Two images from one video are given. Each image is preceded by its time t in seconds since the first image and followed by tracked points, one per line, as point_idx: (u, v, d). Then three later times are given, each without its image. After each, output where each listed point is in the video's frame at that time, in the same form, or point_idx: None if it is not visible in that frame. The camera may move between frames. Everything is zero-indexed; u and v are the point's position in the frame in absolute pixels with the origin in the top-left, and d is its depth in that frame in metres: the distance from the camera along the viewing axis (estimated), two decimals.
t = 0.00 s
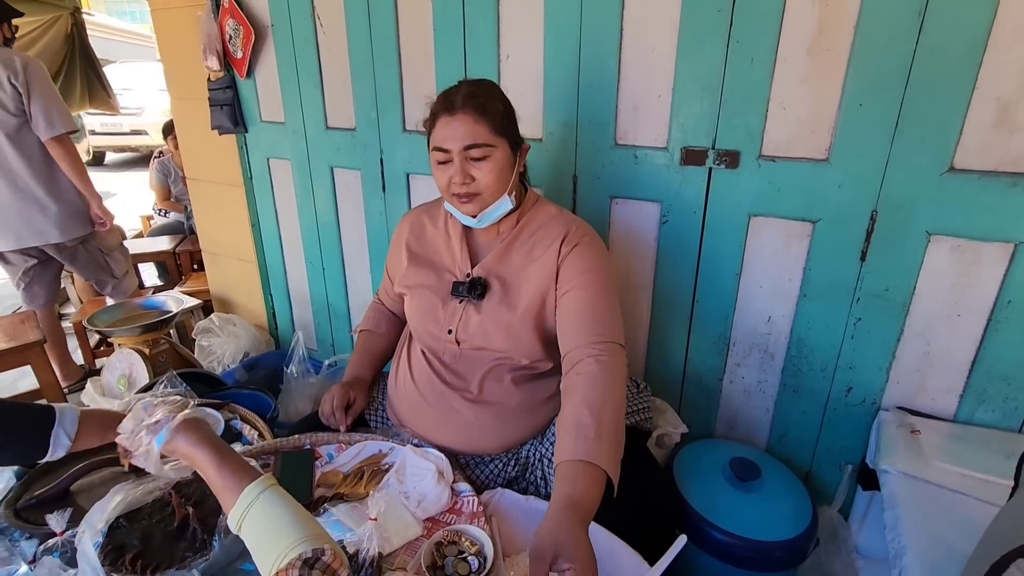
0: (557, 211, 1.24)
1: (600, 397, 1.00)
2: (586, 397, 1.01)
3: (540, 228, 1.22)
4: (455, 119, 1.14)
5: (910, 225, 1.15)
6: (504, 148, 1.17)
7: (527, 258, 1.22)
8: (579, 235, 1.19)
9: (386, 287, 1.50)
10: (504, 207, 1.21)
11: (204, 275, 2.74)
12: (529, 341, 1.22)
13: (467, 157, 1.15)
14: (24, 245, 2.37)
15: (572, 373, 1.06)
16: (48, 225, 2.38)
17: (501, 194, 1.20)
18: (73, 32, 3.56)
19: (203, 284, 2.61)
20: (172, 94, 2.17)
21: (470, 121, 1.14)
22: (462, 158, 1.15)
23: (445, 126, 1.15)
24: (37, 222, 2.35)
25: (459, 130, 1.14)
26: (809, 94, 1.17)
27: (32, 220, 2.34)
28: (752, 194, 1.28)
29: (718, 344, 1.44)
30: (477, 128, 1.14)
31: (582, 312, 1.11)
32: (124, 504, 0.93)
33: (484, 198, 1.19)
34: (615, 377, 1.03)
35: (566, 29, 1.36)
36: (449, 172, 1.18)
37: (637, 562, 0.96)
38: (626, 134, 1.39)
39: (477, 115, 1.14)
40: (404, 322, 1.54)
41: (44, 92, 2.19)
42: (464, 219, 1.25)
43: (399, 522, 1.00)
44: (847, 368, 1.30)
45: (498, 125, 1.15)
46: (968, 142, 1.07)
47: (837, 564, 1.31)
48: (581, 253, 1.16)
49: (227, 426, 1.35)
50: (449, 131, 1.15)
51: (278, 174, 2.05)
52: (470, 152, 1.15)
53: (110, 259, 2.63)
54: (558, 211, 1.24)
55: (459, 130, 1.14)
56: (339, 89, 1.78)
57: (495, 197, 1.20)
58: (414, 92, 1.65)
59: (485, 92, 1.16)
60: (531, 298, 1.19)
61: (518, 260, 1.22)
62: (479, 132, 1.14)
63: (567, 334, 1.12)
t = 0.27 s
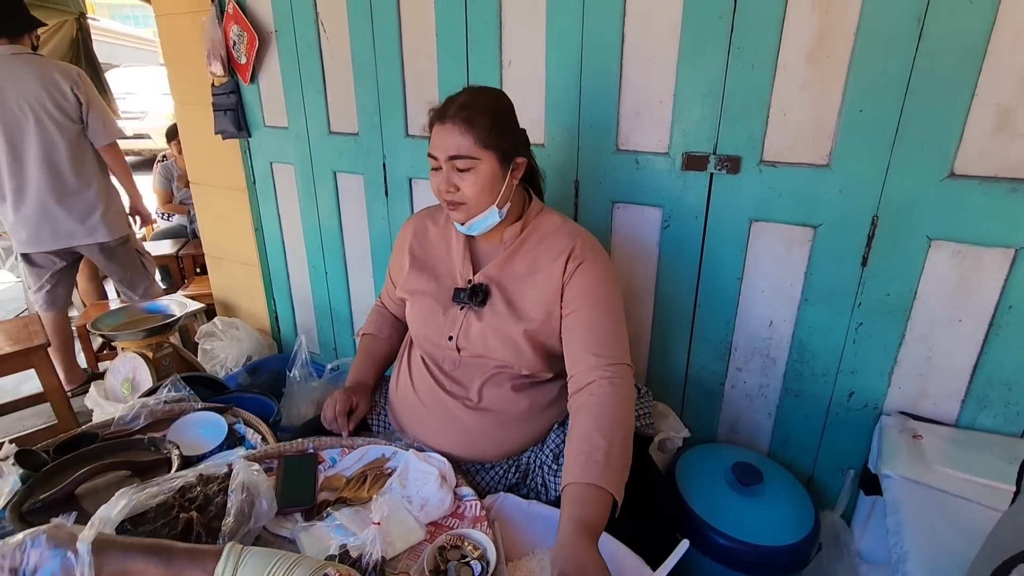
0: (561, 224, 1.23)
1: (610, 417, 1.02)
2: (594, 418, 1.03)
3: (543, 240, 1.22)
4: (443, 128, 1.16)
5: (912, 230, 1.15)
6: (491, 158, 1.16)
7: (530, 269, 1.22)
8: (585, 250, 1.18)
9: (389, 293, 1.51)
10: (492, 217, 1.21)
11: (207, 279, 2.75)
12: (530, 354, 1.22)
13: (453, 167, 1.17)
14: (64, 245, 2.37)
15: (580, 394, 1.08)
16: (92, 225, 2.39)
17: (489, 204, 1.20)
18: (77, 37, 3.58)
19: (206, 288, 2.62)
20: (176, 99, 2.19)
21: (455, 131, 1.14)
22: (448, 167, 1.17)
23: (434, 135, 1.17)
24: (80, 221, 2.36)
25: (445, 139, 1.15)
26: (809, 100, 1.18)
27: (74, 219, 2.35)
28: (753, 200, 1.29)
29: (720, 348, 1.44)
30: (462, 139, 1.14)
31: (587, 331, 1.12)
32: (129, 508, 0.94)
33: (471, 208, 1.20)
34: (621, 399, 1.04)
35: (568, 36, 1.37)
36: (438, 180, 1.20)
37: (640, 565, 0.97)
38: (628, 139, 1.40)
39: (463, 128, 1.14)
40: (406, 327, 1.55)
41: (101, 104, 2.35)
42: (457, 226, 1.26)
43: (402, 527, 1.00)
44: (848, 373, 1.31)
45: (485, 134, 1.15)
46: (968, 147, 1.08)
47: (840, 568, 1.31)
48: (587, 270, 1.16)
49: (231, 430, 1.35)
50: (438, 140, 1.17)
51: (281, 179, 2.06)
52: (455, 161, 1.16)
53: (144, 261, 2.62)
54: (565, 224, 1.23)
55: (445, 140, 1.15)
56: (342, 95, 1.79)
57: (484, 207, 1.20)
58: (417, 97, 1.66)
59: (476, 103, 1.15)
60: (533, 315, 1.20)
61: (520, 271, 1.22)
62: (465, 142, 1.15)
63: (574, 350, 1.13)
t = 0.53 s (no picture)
0: (567, 223, 1.24)
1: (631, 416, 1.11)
2: (620, 414, 1.11)
3: (551, 239, 1.23)
4: (439, 126, 1.17)
5: (914, 231, 1.16)
6: (484, 158, 1.17)
7: (536, 266, 1.23)
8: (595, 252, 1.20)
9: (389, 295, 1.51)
10: (486, 216, 1.21)
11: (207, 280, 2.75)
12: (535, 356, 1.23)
13: (448, 166, 1.18)
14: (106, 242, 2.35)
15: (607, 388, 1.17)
16: (132, 224, 2.39)
17: (483, 202, 1.21)
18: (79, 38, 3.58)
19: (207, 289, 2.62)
20: (177, 100, 2.19)
21: (450, 131, 1.15)
22: (442, 165, 1.18)
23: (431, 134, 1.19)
24: (123, 220, 2.36)
25: (440, 138, 1.16)
26: (811, 101, 1.18)
27: (117, 217, 2.35)
28: (755, 200, 1.29)
29: (722, 349, 1.44)
30: (455, 138, 1.15)
31: (609, 334, 1.18)
32: (130, 508, 0.94)
33: (465, 206, 1.21)
34: (644, 396, 1.14)
35: (570, 37, 1.37)
36: (434, 177, 1.21)
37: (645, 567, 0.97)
38: (629, 140, 1.40)
39: (458, 127, 1.15)
40: (406, 328, 1.55)
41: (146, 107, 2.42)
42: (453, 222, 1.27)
43: (404, 527, 1.00)
44: (851, 373, 1.30)
45: (478, 135, 1.15)
46: (970, 148, 1.08)
47: (842, 569, 1.31)
48: (600, 276, 1.19)
49: (232, 431, 1.35)
50: (434, 138, 1.18)
51: (282, 180, 2.06)
52: (449, 160, 1.17)
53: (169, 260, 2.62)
54: (568, 221, 1.25)
55: (440, 139, 1.17)
56: (344, 96, 1.79)
57: (478, 206, 1.21)
58: (419, 99, 1.66)
59: (472, 104, 1.16)
60: (540, 311, 1.22)
61: (526, 270, 1.23)
62: (458, 142, 1.16)
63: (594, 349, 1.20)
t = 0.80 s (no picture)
0: (575, 216, 1.27)
1: (627, 397, 1.21)
2: (623, 391, 1.21)
3: (561, 231, 1.25)
4: (452, 118, 1.19)
5: (916, 230, 1.16)
6: (498, 149, 1.18)
7: (546, 259, 1.25)
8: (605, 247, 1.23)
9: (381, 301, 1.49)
10: (497, 208, 1.22)
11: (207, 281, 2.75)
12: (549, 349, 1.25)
13: (461, 156, 1.19)
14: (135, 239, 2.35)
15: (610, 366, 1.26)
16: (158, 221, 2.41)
17: (494, 194, 1.21)
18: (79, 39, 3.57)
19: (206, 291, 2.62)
20: (176, 100, 2.18)
21: (465, 122, 1.17)
22: (455, 155, 1.19)
23: (444, 125, 1.20)
24: (150, 217, 2.37)
25: (454, 129, 1.18)
26: (813, 100, 1.18)
27: (144, 215, 2.36)
28: (757, 200, 1.29)
29: (724, 349, 1.44)
30: (470, 129, 1.17)
31: (614, 321, 1.25)
32: (133, 508, 0.93)
33: (476, 198, 1.21)
34: (643, 374, 1.24)
35: (572, 36, 1.37)
36: (445, 169, 1.21)
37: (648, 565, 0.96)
38: (631, 140, 1.40)
39: (473, 118, 1.17)
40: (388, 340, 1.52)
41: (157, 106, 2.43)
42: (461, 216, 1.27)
43: (407, 527, 0.99)
44: (853, 372, 1.30)
45: (492, 126, 1.17)
46: (972, 147, 1.08)
47: (845, 569, 1.31)
48: (610, 270, 1.23)
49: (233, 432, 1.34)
50: (447, 130, 1.19)
51: (282, 180, 2.06)
52: (463, 150, 1.18)
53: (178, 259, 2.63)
54: (573, 216, 1.27)
55: (454, 129, 1.18)
56: (345, 96, 1.79)
57: (489, 198, 1.22)
58: (420, 98, 1.66)
59: (485, 96, 1.18)
60: (557, 299, 1.24)
61: (537, 264, 1.24)
62: (472, 132, 1.17)
63: (598, 335, 1.28)
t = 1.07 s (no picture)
0: (583, 211, 1.29)
1: (632, 396, 1.20)
2: (624, 393, 1.21)
3: (570, 224, 1.27)
4: (486, 104, 1.20)
5: (922, 228, 1.16)
6: (528, 138, 1.22)
7: (556, 254, 1.25)
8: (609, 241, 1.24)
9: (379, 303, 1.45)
10: (521, 198, 1.23)
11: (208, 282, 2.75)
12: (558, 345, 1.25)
13: (492, 141, 1.20)
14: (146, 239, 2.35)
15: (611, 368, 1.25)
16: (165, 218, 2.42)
17: (519, 184, 1.23)
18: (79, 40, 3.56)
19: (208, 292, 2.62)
20: (178, 101, 2.18)
21: (500, 108, 1.20)
22: (486, 140, 1.20)
23: (476, 110, 1.21)
24: (158, 215, 2.38)
25: (488, 113, 1.20)
26: (819, 99, 1.18)
27: (152, 213, 2.36)
28: (763, 198, 1.29)
29: (729, 348, 1.44)
30: (505, 115, 1.20)
31: (621, 319, 1.25)
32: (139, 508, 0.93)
33: (503, 185, 1.22)
34: (648, 375, 1.24)
35: (576, 36, 1.37)
36: (472, 155, 1.21)
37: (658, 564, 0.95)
38: (636, 139, 1.40)
39: (507, 105, 1.20)
40: (383, 346, 1.46)
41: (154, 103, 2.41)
42: (479, 207, 1.26)
43: (414, 528, 0.99)
44: (859, 371, 1.30)
45: (525, 116, 1.22)
46: (978, 145, 1.08)
47: (851, 568, 1.30)
48: (618, 264, 1.25)
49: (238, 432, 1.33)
50: (479, 115, 1.21)
51: (285, 181, 2.05)
52: (495, 135, 1.20)
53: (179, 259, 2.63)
54: (581, 211, 1.29)
55: (488, 114, 1.20)
56: (347, 96, 1.78)
57: (513, 187, 1.23)
58: (423, 98, 1.65)
59: (518, 87, 1.22)
60: (568, 290, 1.24)
61: (548, 257, 1.25)
62: (507, 118, 1.20)
63: (604, 334, 1.27)
